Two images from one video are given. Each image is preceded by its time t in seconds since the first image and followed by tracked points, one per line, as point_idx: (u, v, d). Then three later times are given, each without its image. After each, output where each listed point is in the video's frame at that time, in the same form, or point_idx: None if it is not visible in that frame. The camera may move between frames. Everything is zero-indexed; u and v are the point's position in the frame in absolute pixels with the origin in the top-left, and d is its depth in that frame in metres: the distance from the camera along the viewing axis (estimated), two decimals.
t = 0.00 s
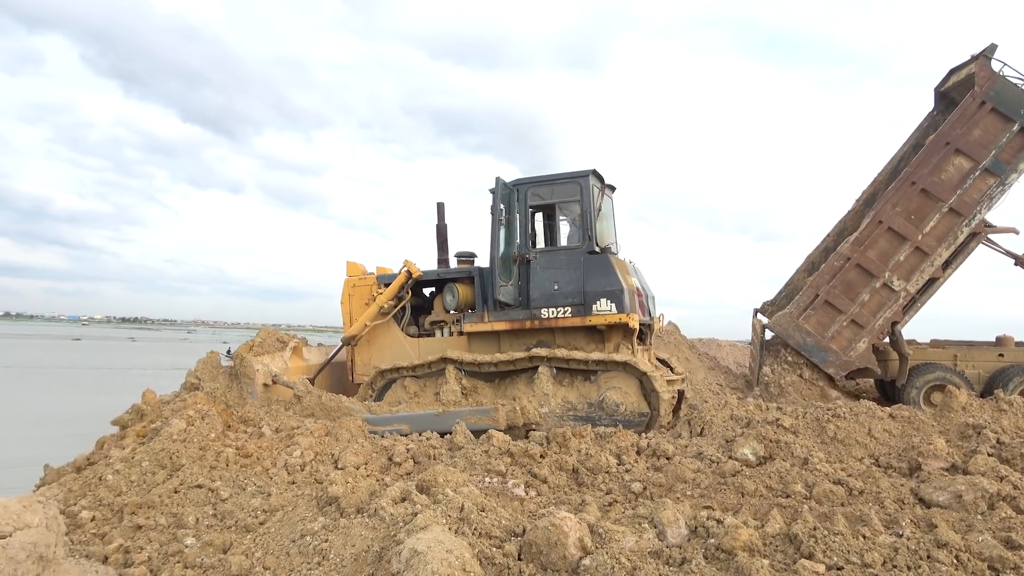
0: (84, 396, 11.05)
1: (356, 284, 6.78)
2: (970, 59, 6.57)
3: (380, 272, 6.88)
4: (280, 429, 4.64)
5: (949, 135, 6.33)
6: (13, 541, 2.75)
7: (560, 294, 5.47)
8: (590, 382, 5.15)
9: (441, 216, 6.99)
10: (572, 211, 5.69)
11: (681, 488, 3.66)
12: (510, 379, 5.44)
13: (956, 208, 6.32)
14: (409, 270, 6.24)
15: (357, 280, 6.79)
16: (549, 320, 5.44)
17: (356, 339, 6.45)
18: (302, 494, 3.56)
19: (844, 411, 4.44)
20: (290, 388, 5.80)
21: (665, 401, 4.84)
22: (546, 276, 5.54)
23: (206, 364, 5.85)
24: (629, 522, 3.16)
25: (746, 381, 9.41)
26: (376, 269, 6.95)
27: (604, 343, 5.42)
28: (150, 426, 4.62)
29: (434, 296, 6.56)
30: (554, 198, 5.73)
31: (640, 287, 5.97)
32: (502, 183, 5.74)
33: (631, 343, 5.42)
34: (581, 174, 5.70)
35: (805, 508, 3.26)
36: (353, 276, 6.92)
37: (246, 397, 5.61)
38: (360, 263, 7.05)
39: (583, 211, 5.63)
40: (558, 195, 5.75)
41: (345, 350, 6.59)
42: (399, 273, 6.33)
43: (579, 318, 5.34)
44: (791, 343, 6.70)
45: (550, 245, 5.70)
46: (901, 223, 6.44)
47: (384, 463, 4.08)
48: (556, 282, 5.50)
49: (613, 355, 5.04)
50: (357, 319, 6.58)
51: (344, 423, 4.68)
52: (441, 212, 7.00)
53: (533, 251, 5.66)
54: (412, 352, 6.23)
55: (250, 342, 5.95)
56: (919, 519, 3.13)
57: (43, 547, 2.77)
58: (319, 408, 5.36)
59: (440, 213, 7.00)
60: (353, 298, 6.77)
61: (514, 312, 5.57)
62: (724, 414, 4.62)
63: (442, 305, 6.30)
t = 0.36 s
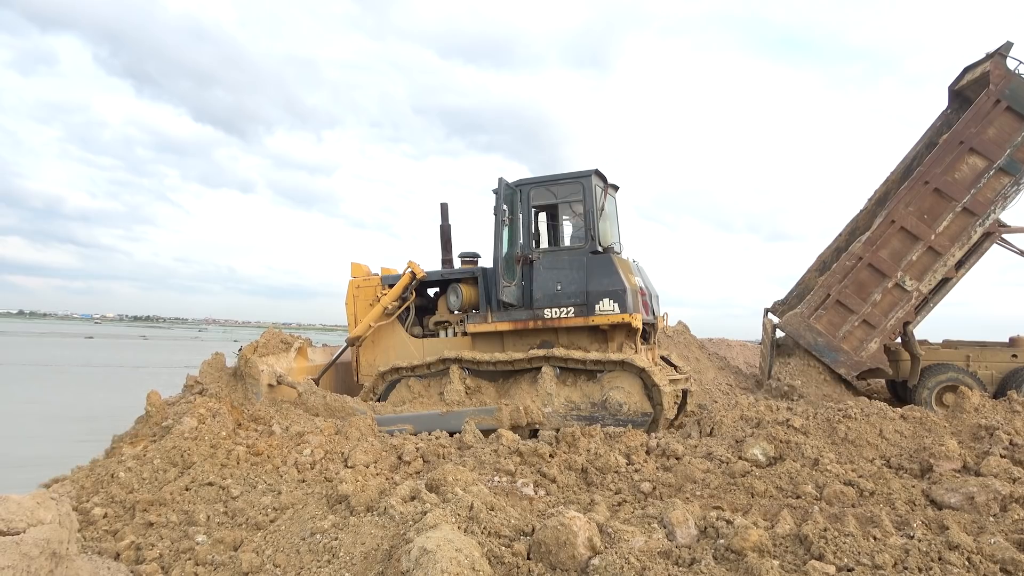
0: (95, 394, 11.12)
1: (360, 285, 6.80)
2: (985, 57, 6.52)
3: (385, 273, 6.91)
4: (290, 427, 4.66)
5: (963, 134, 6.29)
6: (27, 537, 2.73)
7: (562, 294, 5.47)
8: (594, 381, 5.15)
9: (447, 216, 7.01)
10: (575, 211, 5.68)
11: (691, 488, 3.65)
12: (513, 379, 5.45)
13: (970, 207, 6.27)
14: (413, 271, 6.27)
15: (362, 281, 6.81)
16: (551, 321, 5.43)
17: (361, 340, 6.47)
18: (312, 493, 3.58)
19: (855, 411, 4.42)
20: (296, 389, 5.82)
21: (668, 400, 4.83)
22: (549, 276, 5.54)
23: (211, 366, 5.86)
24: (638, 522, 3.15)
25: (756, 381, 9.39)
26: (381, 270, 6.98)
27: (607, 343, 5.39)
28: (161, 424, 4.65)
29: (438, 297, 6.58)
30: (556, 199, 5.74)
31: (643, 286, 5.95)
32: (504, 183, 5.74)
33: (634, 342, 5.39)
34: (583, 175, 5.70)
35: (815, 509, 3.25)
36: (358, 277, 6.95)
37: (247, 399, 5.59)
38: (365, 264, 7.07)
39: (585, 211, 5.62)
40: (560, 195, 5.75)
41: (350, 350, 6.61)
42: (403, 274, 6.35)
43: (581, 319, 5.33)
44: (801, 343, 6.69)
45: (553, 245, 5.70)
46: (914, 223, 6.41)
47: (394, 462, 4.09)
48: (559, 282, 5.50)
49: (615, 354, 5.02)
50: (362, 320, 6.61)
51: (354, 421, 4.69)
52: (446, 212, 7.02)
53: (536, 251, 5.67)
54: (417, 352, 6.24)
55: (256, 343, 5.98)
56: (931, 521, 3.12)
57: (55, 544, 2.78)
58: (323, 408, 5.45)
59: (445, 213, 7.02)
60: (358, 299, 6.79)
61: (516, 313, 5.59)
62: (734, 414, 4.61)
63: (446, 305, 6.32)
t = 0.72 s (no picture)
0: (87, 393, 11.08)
1: (355, 286, 6.79)
2: (977, 60, 6.53)
3: (379, 273, 6.90)
4: (282, 426, 4.64)
5: (955, 136, 6.30)
6: (16, 537, 2.72)
7: (557, 293, 5.46)
8: (589, 380, 5.17)
9: (441, 216, 7.00)
10: (569, 210, 5.68)
11: (683, 487, 3.66)
12: (508, 378, 5.48)
13: (961, 207, 6.28)
14: (408, 271, 6.25)
15: (357, 281, 6.80)
16: (546, 320, 5.45)
17: (356, 340, 6.45)
18: (304, 492, 3.57)
19: (846, 411, 4.44)
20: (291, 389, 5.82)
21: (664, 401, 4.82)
22: (544, 275, 5.54)
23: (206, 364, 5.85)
24: (630, 522, 3.16)
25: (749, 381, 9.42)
26: (376, 270, 6.97)
27: (603, 342, 5.41)
28: (153, 423, 4.63)
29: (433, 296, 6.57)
30: (551, 198, 5.74)
31: (638, 285, 5.96)
32: (499, 183, 5.75)
33: (630, 341, 5.41)
34: (577, 174, 5.71)
35: (807, 508, 3.26)
36: (352, 277, 6.94)
37: (241, 398, 5.58)
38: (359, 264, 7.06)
39: (580, 209, 5.62)
40: (555, 194, 5.75)
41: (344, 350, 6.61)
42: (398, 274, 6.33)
43: (576, 318, 5.34)
44: (795, 342, 6.77)
45: (548, 244, 5.70)
46: (905, 223, 6.43)
47: (386, 461, 4.08)
48: (553, 281, 5.50)
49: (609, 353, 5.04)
50: (357, 320, 6.59)
51: (346, 420, 4.68)
52: (440, 212, 7.02)
53: (530, 251, 5.68)
54: (412, 353, 6.26)
55: (250, 342, 5.97)
56: (921, 520, 3.13)
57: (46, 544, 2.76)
58: (318, 408, 5.33)
59: (439, 213, 7.02)
60: (353, 299, 6.79)
61: (511, 312, 5.59)
62: (726, 414, 4.61)
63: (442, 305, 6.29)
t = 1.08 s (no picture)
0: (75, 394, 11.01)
1: (350, 287, 6.77)
2: (968, 60, 6.58)
3: (374, 274, 6.88)
4: (271, 426, 4.62)
5: (946, 136, 6.34)
6: (0, 539, 2.70)
7: (551, 293, 5.45)
8: (583, 379, 5.19)
9: (436, 216, 6.99)
10: (562, 209, 5.71)
11: (672, 486, 3.67)
12: (503, 378, 5.48)
13: (953, 207, 6.33)
14: (403, 272, 6.23)
15: (352, 283, 6.78)
16: (540, 319, 5.45)
17: (350, 342, 6.43)
18: (293, 492, 3.56)
19: (834, 410, 4.46)
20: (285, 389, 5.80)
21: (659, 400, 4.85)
22: (537, 275, 5.53)
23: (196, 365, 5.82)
24: (620, 521, 3.16)
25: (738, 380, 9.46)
26: (370, 271, 6.95)
27: (597, 340, 5.41)
28: (141, 424, 4.61)
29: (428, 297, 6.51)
30: (544, 197, 5.76)
31: (633, 284, 5.98)
32: (492, 183, 5.73)
33: (624, 340, 5.41)
34: (571, 172, 5.73)
35: (795, 507, 3.28)
36: (347, 279, 6.91)
37: (235, 398, 5.56)
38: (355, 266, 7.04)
39: (574, 208, 5.65)
40: (548, 193, 5.76)
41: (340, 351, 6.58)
42: (392, 275, 6.31)
43: (570, 317, 5.34)
44: (788, 342, 6.78)
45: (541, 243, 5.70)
46: (898, 223, 6.47)
47: (376, 461, 4.07)
48: (548, 281, 5.50)
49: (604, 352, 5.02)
50: (351, 321, 6.57)
51: (335, 420, 4.67)
52: (434, 212, 6.99)
53: (523, 250, 5.67)
54: (408, 354, 6.23)
55: (244, 343, 5.96)
56: (908, 518, 3.15)
57: (31, 546, 2.75)
58: (309, 408, 5.32)
59: (434, 213, 7.00)
60: (348, 300, 6.76)
61: (505, 312, 5.58)
62: (715, 413, 4.62)
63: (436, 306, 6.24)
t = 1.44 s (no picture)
0: (41, 395, 10.82)
1: (338, 287, 6.72)
2: (947, 63, 6.70)
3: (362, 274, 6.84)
4: (243, 428, 4.57)
5: (925, 137, 6.44)
6: None
7: (542, 291, 5.49)
8: (575, 379, 5.18)
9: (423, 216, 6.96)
10: (552, 207, 5.70)
11: (646, 485, 3.69)
12: (493, 379, 5.47)
13: (931, 208, 6.42)
14: (391, 273, 6.17)
15: (339, 283, 6.73)
16: (532, 318, 5.47)
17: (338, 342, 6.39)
18: (264, 495, 3.52)
19: (805, 409, 4.51)
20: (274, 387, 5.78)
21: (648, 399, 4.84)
22: (528, 274, 5.57)
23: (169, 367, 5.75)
24: (593, 520, 3.18)
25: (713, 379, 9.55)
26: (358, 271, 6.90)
27: (589, 340, 5.42)
28: (109, 426, 4.53)
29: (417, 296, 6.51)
30: (534, 196, 5.75)
31: (624, 283, 6.01)
32: (481, 182, 5.71)
33: (616, 339, 5.41)
34: (561, 171, 5.71)
35: (766, 505, 3.32)
36: (334, 279, 6.87)
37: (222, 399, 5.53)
38: (342, 265, 6.99)
39: (564, 207, 5.64)
40: (538, 191, 5.75)
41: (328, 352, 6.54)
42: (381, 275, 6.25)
43: (561, 316, 5.36)
44: (769, 341, 6.79)
45: (531, 242, 5.73)
46: (878, 224, 6.53)
47: (349, 462, 4.05)
48: (538, 280, 5.53)
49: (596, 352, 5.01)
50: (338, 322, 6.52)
51: (308, 422, 4.64)
52: (423, 212, 6.99)
53: (514, 249, 5.68)
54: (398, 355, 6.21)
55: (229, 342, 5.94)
56: (877, 516, 3.21)
57: None
58: (281, 409, 5.27)
59: (422, 212, 6.98)
60: (335, 301, 6.71)
61: (496, 312, 5.60)
62: (689, 413, 4.65)
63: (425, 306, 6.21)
